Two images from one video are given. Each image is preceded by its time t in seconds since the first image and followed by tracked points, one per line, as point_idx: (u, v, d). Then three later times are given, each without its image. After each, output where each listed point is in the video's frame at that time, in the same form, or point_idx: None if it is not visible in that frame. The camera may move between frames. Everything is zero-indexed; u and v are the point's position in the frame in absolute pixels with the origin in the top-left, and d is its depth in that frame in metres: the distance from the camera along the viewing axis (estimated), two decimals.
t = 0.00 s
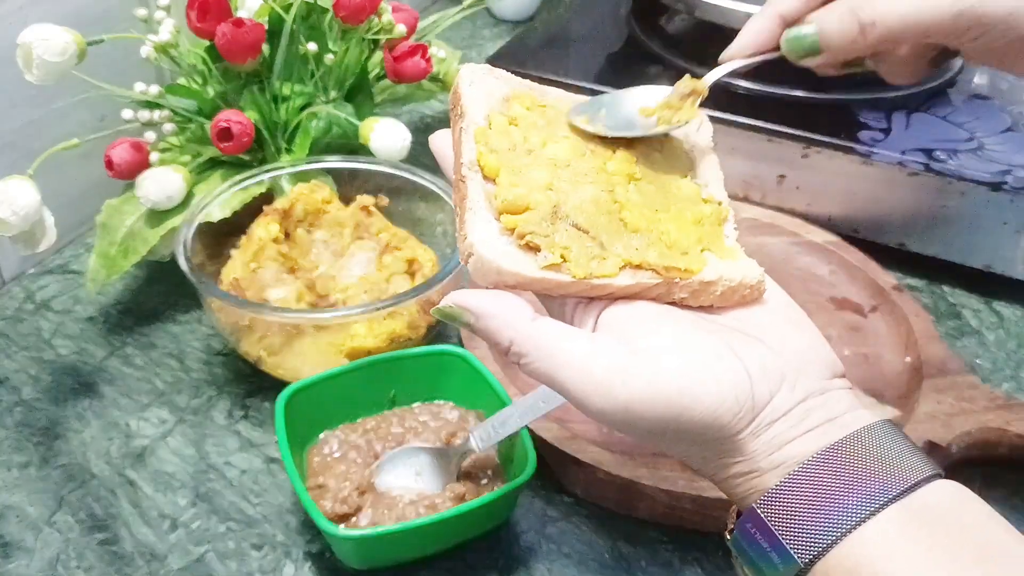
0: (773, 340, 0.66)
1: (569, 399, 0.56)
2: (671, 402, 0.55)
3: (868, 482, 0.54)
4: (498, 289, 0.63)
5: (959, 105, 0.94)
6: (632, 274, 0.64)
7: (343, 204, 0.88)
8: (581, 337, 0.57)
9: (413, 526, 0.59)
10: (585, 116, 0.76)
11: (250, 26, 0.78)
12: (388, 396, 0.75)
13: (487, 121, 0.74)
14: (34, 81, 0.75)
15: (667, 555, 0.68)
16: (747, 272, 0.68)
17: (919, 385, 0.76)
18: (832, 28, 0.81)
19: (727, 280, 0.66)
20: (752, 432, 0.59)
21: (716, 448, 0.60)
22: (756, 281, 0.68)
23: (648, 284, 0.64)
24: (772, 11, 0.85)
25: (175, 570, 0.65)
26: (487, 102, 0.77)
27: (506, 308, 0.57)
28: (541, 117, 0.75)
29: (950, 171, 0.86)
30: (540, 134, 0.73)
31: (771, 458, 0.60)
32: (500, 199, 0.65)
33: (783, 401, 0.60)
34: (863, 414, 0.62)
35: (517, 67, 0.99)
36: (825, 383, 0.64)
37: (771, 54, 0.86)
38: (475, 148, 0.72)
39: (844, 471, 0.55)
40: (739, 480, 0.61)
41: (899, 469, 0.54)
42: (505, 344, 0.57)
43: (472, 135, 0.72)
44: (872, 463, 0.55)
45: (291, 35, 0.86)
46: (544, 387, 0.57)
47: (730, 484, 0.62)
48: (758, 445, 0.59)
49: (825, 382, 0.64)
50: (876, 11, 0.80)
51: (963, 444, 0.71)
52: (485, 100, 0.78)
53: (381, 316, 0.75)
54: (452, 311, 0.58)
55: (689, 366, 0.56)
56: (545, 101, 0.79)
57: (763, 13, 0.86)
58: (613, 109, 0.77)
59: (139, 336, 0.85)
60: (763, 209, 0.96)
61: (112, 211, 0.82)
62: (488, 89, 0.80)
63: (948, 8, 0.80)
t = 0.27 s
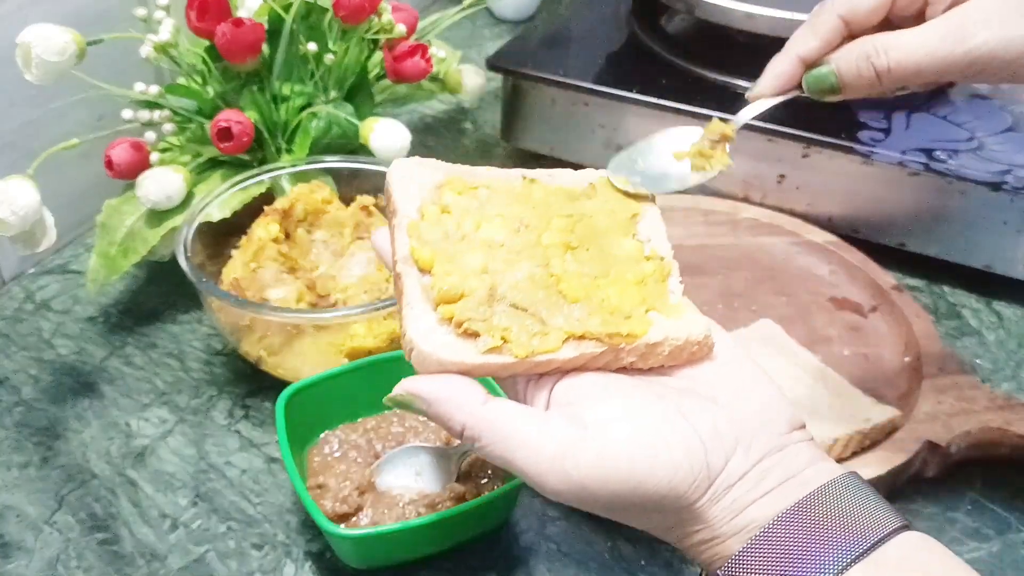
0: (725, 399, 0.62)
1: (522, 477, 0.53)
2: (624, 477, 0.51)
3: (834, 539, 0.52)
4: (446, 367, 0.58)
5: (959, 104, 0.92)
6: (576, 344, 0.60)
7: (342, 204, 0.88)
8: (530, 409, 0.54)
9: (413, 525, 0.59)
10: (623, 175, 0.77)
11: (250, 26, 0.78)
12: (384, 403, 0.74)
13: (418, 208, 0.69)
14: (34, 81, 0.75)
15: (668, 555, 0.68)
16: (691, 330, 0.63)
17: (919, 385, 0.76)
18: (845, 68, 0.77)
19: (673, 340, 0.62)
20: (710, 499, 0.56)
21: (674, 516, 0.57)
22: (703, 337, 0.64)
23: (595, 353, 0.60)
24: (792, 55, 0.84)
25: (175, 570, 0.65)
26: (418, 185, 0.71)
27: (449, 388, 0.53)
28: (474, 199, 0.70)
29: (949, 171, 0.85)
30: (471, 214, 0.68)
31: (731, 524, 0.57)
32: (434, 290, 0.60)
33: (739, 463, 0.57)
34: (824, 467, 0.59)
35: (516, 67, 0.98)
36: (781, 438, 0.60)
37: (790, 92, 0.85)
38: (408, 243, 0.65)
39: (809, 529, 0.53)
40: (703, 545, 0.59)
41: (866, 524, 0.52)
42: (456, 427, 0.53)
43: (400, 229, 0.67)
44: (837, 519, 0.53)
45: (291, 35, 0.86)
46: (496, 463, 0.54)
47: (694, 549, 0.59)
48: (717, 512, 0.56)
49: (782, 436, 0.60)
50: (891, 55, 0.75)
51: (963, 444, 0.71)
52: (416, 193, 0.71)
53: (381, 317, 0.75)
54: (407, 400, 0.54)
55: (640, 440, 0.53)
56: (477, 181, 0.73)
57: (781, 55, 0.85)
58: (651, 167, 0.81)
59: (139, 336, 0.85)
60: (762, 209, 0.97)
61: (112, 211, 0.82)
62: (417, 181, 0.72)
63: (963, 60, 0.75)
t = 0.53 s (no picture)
0: (724, 417, 0.61)
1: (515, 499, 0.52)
2: (619, 502, 0.51)
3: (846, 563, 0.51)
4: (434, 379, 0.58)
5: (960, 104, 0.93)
6: (568, 356, 0.59)
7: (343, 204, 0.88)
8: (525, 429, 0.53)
9: (413, 525, 0.59)
10: (573, 209, 0.70)
11: (250, 26, 0.78)
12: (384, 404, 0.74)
13: (405, 215, 0.68)
14: (34, 81, 0.75)
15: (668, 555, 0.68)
16: (686, 342, 0.62)
17: (919, 385, 0.76)
18: (812, 110, 0.70)
19: (669, 351, 0.61)
20: (710, 521, 0.56)
21: (674, 539, 0.57)
22: (700, 348, 0.63)
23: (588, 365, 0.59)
24: (757, 90, 0.73)
25: (175, 570, 0.65)
26: (408, 194, 0.71)
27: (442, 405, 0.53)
28: (462, 204, 0.69)
29: (950, 171, 0.85)
30: (460, 219, 0.67)
31: (732, 549, 0.56)
32: (421, 299, 0.59)
33: (739, 485, 0.57)
34: (828, 491, 0.58)
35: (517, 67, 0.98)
36: (783, 458, 0.59)
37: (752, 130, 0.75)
38: (393, 247, 0.65)
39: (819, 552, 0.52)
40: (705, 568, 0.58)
41: (877, 551, 0.51)
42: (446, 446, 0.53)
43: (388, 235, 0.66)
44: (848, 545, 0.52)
45: (291, 35, 0.86)
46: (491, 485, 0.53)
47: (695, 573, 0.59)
48: (717, 534, 0.56)
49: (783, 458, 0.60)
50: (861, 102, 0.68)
51: (963, 444, 0.71)
52: (402, 194, 0.71)
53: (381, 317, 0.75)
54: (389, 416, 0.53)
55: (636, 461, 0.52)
56: (466, 185, 0.73)
57: (743, 87, 0.74)
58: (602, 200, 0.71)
59: (139, 336, 0.85)
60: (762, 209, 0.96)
61: (112, 211, 0.82)
62: (405, 184, 0.72)
63: (936, 112, 0.68)
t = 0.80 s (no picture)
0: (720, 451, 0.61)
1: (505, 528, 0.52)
2: (612, 533, 0.50)
3: None
4: (426, 401, 0.57)
5: (959, 104, 0.93)
6: (564, 383, 0.59)
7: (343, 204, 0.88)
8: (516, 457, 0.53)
9: (414, 525, 0.59)
10: (551, 132, 0.75)
11: (250, 26, 0.78)
12: (384, 404, 0.75)
13: (405, 223, 0.67)
14: (34, 82, 0.75)
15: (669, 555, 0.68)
16: (687, 374, 0.62)
17: (919, 385, 0.76)
18: (815, 40, 0.70)
19: (668, 384, 0.61)
20: (703, 557, 0.55)
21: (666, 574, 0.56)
22: (700, 381, 0.62)
23: (583, 393, 0.59)
24: (754, 11, 0.73)
25: (175, 570, 0.65)
26: (408, 201, 0.70)
27: (432, 434, 0.53)
28: (464, 214, 0.68)
29: (949, 171, 0.85)
30: (463, 234, 0.66)
31: None
32: (417, 315, 0.59)
33: (733, 522, 0.57)
34: (823, 529, 0.59)
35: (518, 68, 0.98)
36: (777, 493, 0.60)
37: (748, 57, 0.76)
38: (390, 259, 0.64)
39: None
40: None
41: None
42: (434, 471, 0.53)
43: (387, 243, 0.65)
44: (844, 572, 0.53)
45: (291, 35, 0.86)
46: (480, 513, 0.53)
47: None
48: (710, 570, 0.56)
49: (777, 494, 0.60)
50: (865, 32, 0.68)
51: (963, 444, 0.71)
52: (401, 202, 0.70)
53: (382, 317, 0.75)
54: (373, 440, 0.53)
55: (630, 492, 0.52)
56: (470, 195, 0.71)
57: (745, 8, 0.75)
58: (580, 121, 0.76)
59: (139, 336, 0.85)
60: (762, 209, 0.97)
61: (112, 211, 0.82)
62: (407, 190, 0.71)
63: (946, 50, 0.69)
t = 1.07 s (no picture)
0: (728, 456, 0.60)
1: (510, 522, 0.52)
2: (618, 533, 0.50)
3: None
4: (437, 398, 0.58)
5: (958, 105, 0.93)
6: (577, 385, 0.58)
7: (343, 204, 0.88)
8: (526, 455, 0.53)
9: (415, 524, 0.59)
10: (527, 162, 0.76)
11: (250, 26, 0.78)
12: (384, 403, 0.74)
13: (423, 221, 0.68)
14: (34, 82, 0.75)
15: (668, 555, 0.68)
16: (702, 382, 0.61)
17: (919, 385, 0.76)
18: (775, 76, 0.74)
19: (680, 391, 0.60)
20: (710, 560, 0.55)
21: None
22: (713, 391, 0.61)
23: (595, 397, 0.58)
24: (722, 48, 0.76)
25: (175, 570, 0.65)
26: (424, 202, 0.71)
27: (441, 425, 0.52)
28: (484, 214, 0.68)
29: (950, 171, 0.85)
30: (478, 230, 0.66)
31: None
32: (432, 312, 0.59)
33: (742, 526, 0.56)
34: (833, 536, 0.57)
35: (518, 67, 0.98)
36: (787, 501, 0.59)
37: (716, 88, 0.78)
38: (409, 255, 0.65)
39: None
40: None
41: None
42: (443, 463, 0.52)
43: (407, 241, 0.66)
44: None
45: (291, 34, 0.86)
46: (488, 507, 0.53)
47: None
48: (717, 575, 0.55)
49: (787, 501, 0.59)
50: (822, 75, 0.73)
51: (963, 444, 0.71)
52: (422, 201, 0.71)
53: (381, 317, 0.75)
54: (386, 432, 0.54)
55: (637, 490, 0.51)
56: (489, 195, 0.72)
57: (710, 42, 0.78)
58: (556, 152, 0.77)
59: (139, 336, 0.85)
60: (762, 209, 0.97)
61: (112, 211, 0.82)
62: (427, 189, 0.72)
63: (893, 88, 0.73)
